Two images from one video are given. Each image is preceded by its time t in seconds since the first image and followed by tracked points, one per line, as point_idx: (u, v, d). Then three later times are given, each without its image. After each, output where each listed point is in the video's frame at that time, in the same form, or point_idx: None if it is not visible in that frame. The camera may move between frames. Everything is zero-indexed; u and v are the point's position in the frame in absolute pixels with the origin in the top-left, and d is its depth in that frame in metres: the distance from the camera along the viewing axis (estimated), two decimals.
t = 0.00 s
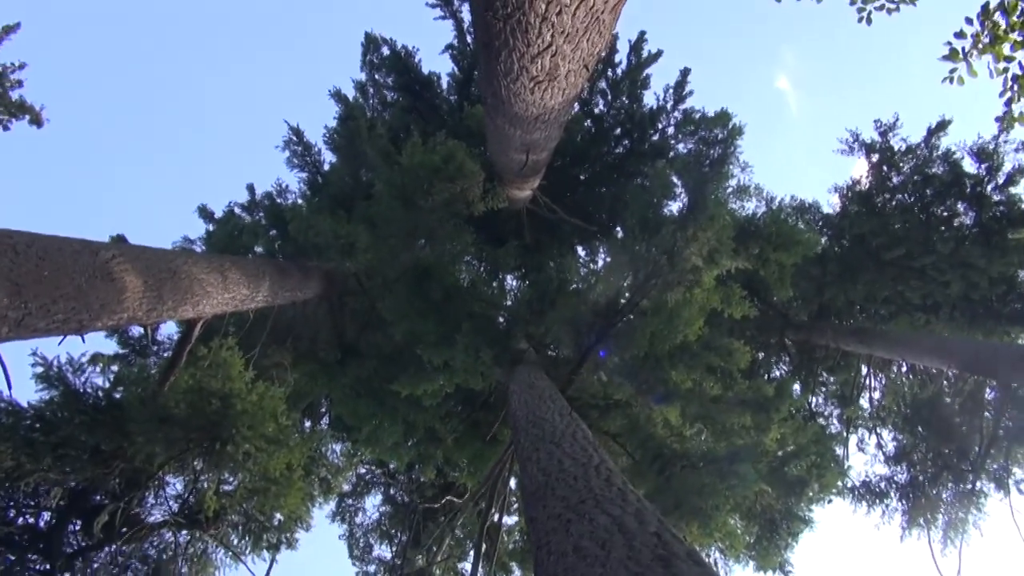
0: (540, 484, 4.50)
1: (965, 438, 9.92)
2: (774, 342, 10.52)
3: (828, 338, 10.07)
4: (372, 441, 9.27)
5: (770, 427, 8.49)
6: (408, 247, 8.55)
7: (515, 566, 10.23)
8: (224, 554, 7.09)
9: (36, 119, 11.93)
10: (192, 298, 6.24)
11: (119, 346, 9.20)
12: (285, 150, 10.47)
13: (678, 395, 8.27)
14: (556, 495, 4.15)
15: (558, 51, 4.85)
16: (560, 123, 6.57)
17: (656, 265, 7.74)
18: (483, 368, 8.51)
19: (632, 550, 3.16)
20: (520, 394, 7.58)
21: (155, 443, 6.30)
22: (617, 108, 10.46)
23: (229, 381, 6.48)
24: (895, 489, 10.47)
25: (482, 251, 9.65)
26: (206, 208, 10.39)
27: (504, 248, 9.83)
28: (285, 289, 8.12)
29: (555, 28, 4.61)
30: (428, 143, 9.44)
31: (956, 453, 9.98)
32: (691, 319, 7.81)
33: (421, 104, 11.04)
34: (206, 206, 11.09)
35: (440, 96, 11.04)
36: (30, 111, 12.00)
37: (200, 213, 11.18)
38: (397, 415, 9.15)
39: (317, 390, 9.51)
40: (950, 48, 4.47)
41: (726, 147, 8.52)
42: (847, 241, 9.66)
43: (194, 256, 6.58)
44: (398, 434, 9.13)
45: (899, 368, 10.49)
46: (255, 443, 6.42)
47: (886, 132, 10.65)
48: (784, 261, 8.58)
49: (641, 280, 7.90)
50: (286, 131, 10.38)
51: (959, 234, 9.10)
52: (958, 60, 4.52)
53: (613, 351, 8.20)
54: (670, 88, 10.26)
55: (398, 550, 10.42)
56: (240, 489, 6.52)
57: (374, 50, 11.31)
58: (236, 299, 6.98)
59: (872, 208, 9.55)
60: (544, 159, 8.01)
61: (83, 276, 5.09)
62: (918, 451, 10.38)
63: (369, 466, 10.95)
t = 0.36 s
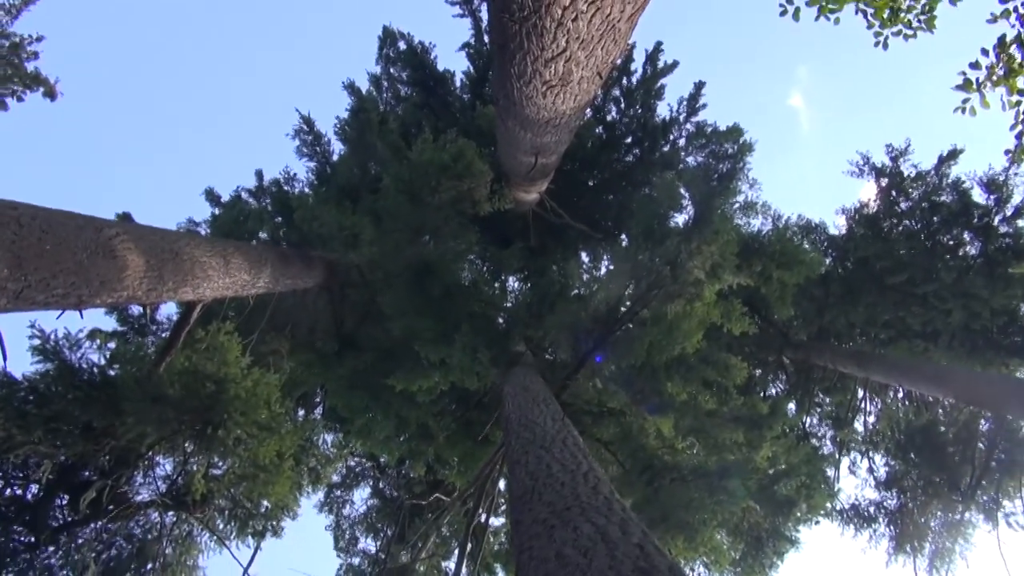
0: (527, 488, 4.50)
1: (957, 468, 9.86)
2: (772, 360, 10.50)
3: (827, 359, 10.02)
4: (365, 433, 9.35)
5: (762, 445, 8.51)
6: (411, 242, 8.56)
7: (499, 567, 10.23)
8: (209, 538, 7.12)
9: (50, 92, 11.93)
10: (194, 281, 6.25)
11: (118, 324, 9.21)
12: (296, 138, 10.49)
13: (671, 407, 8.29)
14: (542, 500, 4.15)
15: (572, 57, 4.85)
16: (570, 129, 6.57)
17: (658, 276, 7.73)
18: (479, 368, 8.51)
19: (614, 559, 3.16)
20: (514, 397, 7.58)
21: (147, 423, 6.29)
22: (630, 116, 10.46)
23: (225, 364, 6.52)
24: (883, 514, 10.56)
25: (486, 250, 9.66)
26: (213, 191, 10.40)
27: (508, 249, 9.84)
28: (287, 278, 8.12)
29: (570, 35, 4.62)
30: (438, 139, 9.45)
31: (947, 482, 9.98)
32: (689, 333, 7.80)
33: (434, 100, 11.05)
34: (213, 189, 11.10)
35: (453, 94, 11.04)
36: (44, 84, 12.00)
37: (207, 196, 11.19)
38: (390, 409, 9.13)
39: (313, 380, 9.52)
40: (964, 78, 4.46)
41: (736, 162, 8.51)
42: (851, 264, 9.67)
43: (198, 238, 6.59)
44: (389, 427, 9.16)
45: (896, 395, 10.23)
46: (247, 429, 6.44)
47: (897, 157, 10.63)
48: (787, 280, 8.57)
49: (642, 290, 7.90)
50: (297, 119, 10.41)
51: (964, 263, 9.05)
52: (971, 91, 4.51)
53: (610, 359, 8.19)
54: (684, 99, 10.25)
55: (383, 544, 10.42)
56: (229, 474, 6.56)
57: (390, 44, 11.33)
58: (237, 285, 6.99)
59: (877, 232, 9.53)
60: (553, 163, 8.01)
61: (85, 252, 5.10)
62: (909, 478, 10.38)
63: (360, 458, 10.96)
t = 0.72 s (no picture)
0: (515, 491, 4.51)
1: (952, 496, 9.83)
2: (769, 377, 10.48)
3: (824, 379, 10.02)
4: (358, 426, 9.31)
5: (754, 461, 8.56)
6: (415, 238, 8.55)
7: (484, 568, 10.22)
8: (196, 522, 7.13)
9: (65, 68, 11.97)
10: (196, 265, 6.26)
11: (119, 303, 9.22)
12: (306, 128, 10.50)
13: (666, 418, 8.27)
14: (529, 505, 4.15)
15: (585, 63, 4.85)
16: (581, 134, 6.56)
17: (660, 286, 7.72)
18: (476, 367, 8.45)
19: (597, 569, 3.16)
20: (509, 398, 7.56)
21: (141, 404, 6.29)
22: (642, 125, 10.46)
23: (223, 349, 6.56)
24: (872, 537, 10.48)
25: (490, 251, 9.66)
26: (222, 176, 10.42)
27: (512, 251, 9.84)
28: (289, 267, 8.12)
29: (585, 42, 4.62)
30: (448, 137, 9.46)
31: (937, 509, 9.96)
32: (685, 345, 7.86)
33: (446, 98, 11.06)
34: (221, 174, 11.12)
35: (467, 93, 11.05)
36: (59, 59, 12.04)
37: (215, 180, 11.21)
38: (384, 404, 9.12)
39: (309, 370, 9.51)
40: (977, 106, 4.45)
41: (743, 177, 8.51)
42: (855, 285, 9.61)
43: (203, 222, 6.60)
44: (383, 422, 9.13)
45: (892, 419, 10.38)
46: (240, 416, 6.46)
47: (906, 181, 10.63)
48: (789, 298, 8.56)
49: (643, 299, 7.88)
50: (309, 109, 10.42)
51: (967, 291, 9.11)
52: (983, 120, 4.50)
53: (607, 366, 8.18)
54: (697, 111, 10.24)
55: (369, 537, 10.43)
56: (220, 459, 6.60)
57: (407, 40, 11.35)
58: (239, 271, 6.99)
59: (883, 255, 9.47)
60: (562, 168, 8.01)
61: (89, 230, 5.11)
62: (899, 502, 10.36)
63: (352, 451, 10.96)
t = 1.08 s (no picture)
0: (502, 494, 4.51)
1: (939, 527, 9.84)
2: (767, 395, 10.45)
3: (821, 401, 10.02)
4: (351, 419, 9.29)
5: (745, 478, 8.55)
6: (421, 234, 8.55)
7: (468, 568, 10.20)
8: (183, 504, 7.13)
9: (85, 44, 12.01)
10: (200, 248, 6.27)
11: (122, 280, 9.23)
12: (320, 118, 10.52)
13: (660, 431, 8.26)
14: (514, 509, 4.15)
15: (599, 72, 4.86)
16: (591, 142, 6.56)
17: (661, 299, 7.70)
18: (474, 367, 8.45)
19: None
20: (504, 400, 7.56)
21: (136, 382, 6.31)
22: (655, 136, 10.45)
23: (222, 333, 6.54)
24: (858, 562, 10.45)
25: (496, 252, 9.66)
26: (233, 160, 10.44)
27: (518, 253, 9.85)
28: (293, 255, 8.13)
29: (600, 50, 4.63)
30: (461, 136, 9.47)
31: (925, 539, 9.92)
32: (683, 359, 7.89)
33: (462, 97, 11.07)
34: (233, 158, 11.15)
35: (482, 93, 11.06)
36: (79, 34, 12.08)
37: (226, 164, 11.24)
38: (379, 398, 9.12)
39: (307, 359, 9.52)
40: (988, 139, 4.43)
41: (752, 194, 8.50)
42: (858, 309, 9.59)
43: (210, 206, 6.61)
44: (377, 416, 9.13)
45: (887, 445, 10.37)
46: (235, 402, 6.46)
47: (916, 208, 10.61)
48: (791, 318, 8.54)
49: (644, 310, 7.87)
50: (324, 99, 10.43)
51: (971, 322, 9.05)
52: (994, 154, 4.47)
53: (604, 375, 8.18)
54: (711, 125, 10.23)
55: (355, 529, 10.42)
56: (212, 442, 6.60)
57: (426, 36, 11.37)
58: (243, 256, 7.01)
59: (887, 281, 9.47)
60: (571, 174, 8.01)
61: (95, 206, 5.13)
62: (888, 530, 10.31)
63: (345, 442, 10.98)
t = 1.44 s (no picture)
0: (487, 495, 4.51)
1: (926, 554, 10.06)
2: (762, 415, 10.42)
3: (815, 424, 10.03)
4: (346, 409, 9.34)
5: (734, 496, 8.53)
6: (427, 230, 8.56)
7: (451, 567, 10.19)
8: (171, 483, 7.15)
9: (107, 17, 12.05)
10: (205, 228, 6.28)
11: (127, 256, 9.26)
12: (335, 107, 10.54)
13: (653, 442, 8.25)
14: (497, 510, 4.15)
15: (614, 81, 4.86)
16: (603, 150, 6.56)
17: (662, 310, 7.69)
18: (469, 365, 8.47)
19: None
20: (498, 401, 7.56)
21: (132, 358, 6.32)
22: (669, 148, 10.44)
23: (219, 315, 6.42)
24: None
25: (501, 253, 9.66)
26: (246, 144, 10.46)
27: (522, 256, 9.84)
28: (298, 242, 8.14)
29: (616, 60, 4.63)
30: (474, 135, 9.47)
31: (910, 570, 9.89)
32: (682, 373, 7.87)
33: (478, 96, 11.07)
34: (246, 141, 11.17)
35: (499, 93, 11.06)
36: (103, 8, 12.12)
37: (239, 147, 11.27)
38: (374, 391, 9.13)
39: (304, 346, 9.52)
40: (999, 174, 4.40)
41: (761, 213, 8.49)
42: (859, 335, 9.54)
43: (218, 187, 6.62)
44: (371, 408, 9.14)
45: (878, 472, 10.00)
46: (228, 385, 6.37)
47: (925, 238, 10.58)
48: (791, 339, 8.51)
49: (644, 321, 7.87)
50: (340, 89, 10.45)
51: (972, 355, 9.00)
52: (1003, 190, 4.45)
53: (600, 383, 8.17)
54: (724, 141, 10.22)
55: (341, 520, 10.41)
56: (203, 422, 6.73)
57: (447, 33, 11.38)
58: (247, 240, 7.01)
59: (890, 309, 9.45)
60: (581, 180, 8.00)
61: (104, 180, 5.15)
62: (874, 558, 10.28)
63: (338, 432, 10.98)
